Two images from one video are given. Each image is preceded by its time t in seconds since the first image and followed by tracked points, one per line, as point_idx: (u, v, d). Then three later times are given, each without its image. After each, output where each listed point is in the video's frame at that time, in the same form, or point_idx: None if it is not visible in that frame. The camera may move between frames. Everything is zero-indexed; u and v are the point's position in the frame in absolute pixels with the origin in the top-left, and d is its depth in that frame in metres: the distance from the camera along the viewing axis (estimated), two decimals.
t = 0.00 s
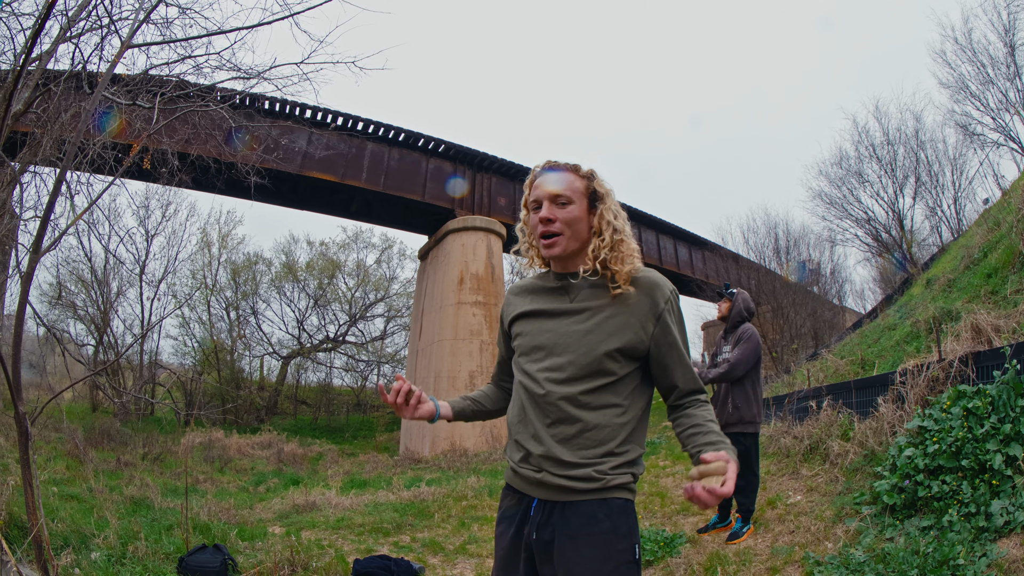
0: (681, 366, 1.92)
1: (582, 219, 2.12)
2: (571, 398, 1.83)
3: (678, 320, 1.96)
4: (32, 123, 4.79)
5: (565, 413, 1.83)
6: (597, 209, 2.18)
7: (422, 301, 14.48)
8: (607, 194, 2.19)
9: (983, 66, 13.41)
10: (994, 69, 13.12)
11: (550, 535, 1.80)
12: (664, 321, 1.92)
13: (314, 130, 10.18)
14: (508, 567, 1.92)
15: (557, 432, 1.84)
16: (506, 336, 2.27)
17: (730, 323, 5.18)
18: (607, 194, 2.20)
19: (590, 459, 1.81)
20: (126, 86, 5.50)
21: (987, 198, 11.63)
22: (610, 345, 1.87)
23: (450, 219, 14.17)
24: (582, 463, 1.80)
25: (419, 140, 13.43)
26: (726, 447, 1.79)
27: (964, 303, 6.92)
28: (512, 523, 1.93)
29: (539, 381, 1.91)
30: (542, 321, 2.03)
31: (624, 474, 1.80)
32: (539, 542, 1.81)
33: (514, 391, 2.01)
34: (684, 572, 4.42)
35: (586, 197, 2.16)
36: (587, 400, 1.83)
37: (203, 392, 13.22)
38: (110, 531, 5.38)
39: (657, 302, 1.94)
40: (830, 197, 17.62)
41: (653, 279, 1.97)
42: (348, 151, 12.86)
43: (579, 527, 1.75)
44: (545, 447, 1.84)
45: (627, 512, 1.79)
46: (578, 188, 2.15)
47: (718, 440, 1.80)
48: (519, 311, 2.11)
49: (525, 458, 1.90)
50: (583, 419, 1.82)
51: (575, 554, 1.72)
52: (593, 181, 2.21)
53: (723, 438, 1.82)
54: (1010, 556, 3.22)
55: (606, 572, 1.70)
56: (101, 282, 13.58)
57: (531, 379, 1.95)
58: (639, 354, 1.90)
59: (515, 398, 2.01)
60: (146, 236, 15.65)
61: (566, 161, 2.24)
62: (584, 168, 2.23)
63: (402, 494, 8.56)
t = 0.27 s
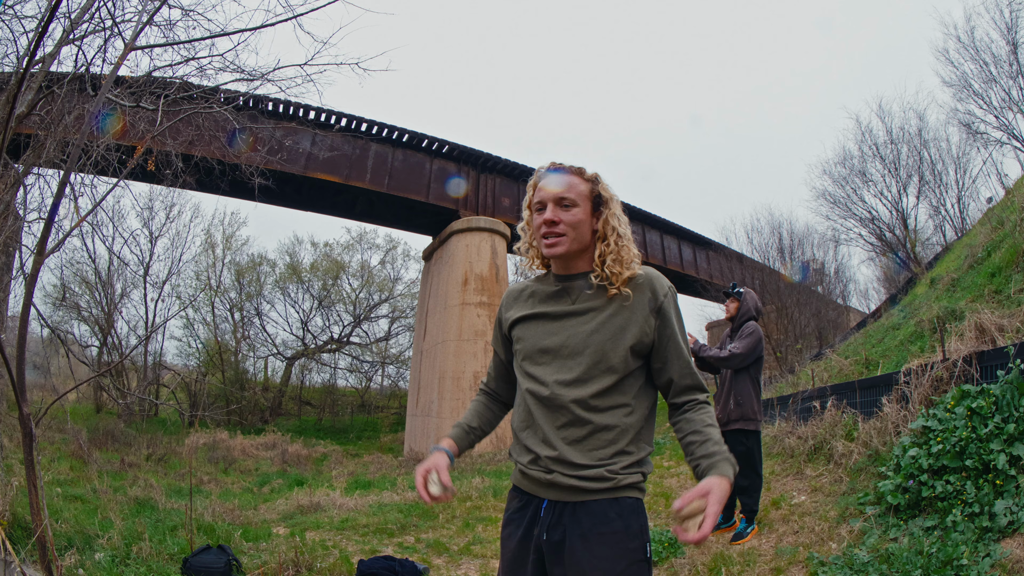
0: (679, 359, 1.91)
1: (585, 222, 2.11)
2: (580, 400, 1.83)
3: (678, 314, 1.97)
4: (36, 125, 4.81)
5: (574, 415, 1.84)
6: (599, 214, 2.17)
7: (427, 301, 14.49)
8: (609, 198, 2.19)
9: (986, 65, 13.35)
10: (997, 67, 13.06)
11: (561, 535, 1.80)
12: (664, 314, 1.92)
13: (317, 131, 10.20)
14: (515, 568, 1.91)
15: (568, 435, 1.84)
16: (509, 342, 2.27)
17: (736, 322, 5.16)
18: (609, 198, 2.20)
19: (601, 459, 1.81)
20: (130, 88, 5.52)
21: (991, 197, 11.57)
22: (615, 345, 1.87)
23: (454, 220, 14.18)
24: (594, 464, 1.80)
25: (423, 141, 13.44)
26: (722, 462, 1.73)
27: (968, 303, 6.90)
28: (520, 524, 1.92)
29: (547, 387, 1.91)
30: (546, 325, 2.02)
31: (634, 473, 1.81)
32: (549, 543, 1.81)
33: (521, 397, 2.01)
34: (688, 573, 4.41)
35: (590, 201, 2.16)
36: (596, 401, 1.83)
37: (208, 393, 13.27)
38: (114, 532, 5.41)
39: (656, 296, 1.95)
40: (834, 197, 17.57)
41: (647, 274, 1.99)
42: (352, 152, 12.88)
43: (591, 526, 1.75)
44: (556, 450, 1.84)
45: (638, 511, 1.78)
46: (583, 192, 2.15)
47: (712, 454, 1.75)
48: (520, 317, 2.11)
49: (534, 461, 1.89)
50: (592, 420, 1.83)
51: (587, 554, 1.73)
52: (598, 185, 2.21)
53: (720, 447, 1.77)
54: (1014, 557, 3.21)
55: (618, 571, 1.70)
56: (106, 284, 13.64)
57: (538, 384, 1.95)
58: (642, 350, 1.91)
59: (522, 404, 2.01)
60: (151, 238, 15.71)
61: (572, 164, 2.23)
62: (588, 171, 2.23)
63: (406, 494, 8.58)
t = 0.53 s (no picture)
0: (664, 365, 1.85)
1: (572, 219, 2.12)
2: (575, 406, 1.84)
3: (675, 315, 1.92)
4: (38, 128, 4.83)
5: (570, 421, 1.84)
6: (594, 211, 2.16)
7: (429, 302, 14.49)
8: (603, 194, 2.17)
9: (987, 63, 13.33)
10: (998, 65, 13.04)
11: (560, 537, 1.81)
12: (658, 316, 1.89)
13: (318, 133, 10.22)
14: (516, 569, 1.92)
15: (564, 439, 1.85)
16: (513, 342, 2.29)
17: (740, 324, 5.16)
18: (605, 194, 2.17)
19: (598, 462, 1.82)
20: (131, 90, 5.54)
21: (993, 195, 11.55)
22: (607, 349, 1.86)
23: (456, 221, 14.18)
24: (590, 467, 1.81)
25: (424, 142, 13.45)
26: (695, 524, 1.73)
27: (970, 302, 6.88)
28: (521, 526, 1.93)
29: (543, 392, 1.92)
30: (543, 328, 2.03)
31: (632, 474, 1.80)
32: (548, 544, 1.81)
33: (521, 400, 2.03)
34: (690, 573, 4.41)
35: (582, 198, 2.16)
36: (591, 406, 1.83)
37: (210, 395, 13.28)
38: (117, 533, 5.43)
39: (651, 297, 1.92)
40: (836, 196, 17.54)
41: (644, 275, 1.97)
42: (353, 153, 12.90)
43: (589, 528, 1.75)
44: (553, 453, 1.86)
45: (636, 513, 1.77)
46: (574, 188, 2.16)
47: (687, 514, 1.74)
48: (520, 318, 2.13)
49: (533, 465, 1.91)
50: (588, 425, 1.83)
51: (585, 555, 1.73)
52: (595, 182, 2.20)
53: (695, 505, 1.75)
54: (1016, 555, 3.20)
55: (616, 573, 1.70)
56: (108, 286, 13.66)
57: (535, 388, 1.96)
58: (636, 353, 1.89)
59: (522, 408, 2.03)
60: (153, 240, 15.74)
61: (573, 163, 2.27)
62: (588, 169, 2.23)
63: (409, 496, 8.58)
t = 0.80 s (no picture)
0: (667, 376, 1.82)
1: (567, 214, 2.12)
2: (564, 407, 1.85)
3: (677, 322, 1.87)
4: (37, 128, 4.83)
5: (560, 422, 1.85)
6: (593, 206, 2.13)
7: (427, 304, 14.49)
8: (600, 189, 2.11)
9: (985, 65, 13.37)
10: (996, 67, 13.08)
11: (552, 538, 1.82)
12: (658, 323, 1.84)
13: (317, 134, 10.21)
14: (513, 568, 1.95)
15: (553, 440, 1.87)
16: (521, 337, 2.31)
17: (738, 326, 5.17)
18: (603, 189, 2.11)
19: (585, 466, 1.82)
20: (130, 91, 5.53)
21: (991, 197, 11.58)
22: (599, 353, 1.85)
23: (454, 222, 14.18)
24: (577, 470, 1.81)
25: (423, 143, 13.45)
26: (698, 539, 1.73)
27: (968, 303, 6.90)
28: (516, 525, 1.95)
29: (535, 390, 1.94)
30: (541, 326, 2.05)
31: (621, 479, 1.79)
32: (540, 545, 1.84)
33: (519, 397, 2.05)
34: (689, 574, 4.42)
35: (579, 193, 2.13)
36: (580, 409, 1.84)
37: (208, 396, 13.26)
38: (115, 534, 5.42)
39: (651, 302, 1.87)
40: (834, 198, 17.57)
41: (645, 280, 1.91)
42: (352, 154, 12.90)
43: (577, 531, 1.76)
44: (542, 453, 1.87)
45: (624, 518, 1.77)
46: (571, 184, 2.15)
47: (690, 529, 1.74)
48: (524, 314, 2.16)
49: (525, 463, 1.93)
50: (576, 428, 1.83)
51: (572, 558, 1.75)
52: (595, 177, 2.15)
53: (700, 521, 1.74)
54: (1014, 556, 3.20)
55: None
56: (106, 287, 13.64)
57: (530, 386, 1.98)
58: (633, 360, 1.87)
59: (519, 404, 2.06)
60: (151, 241, 15.72)
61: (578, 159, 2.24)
62: (591, 165, 2.19)
63: (407, 497, 8.58)
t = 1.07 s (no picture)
0: (668, 383, 1.82)
1: (577, 211, 2.12)
2: (559, 407, 1.85)
3: (678, 329, 1.87)
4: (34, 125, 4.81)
5: (553, 422, 1.86)
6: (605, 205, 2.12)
7: (424, 302, 14.48)
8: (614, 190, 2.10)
9: (984, 66, 13.41)
10: (995, 69, 13.12)
11: (541, 538, 1.84)
12: (658, 328, 1.85)
13: (316, 132, 10.19)
14: (506, 566, 1.97)
15: (546, 440, 1.87)
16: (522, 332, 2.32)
17: (733, 325, 5.18)
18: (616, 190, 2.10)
19: (575, 467, 1.82)
20: (128, 88, 5.52)
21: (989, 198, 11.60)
22: (597, 354, 1.86)
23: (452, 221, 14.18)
24: (567, 471, 1.82)
25: (421, 142, 13.45)
26: (696, 551, 1.69)
27: (965, 304, 6.93)
28: (509, 523, 1.97)
29: (532, 388, 1.96)
30: (542, 323, 2.06)
31: (611, 481, 1.79)
32: (531, 545, 1.85)
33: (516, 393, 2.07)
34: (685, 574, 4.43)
35: (591, 190, 2.13)
36: (573, 410, 1.84)
37: (204, 394, 13.23)
38: (112, 533, 5.41)
39: (653, 306, 1.87)
40: (832, 199, 17.61)
41: (649, 282, 1.92)
42: (350, 153, 12.89)
43: (565, 532, 1.77)
44: (534, 453, 1.88)
45: (613, 520, 1.77)
46: (583, 182, 2.14)
47: (688, 540, 1.71)
48: (527, 308, 2.17)
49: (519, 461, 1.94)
50: (569, 428, 1.84)
51: (560, 559, 1.75)
52: (610, 177, 2.13)
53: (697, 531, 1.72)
54: (1011, 557, 3.22)
55: None
56: (103, 285, 13.58)
57: (527, 383, 1.99)
58: (632, 363, 1.87)
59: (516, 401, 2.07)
60: (148, 238, 15.68)
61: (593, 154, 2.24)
62: (606, 163, 2.18)
63: (404, 495, 8.57)
